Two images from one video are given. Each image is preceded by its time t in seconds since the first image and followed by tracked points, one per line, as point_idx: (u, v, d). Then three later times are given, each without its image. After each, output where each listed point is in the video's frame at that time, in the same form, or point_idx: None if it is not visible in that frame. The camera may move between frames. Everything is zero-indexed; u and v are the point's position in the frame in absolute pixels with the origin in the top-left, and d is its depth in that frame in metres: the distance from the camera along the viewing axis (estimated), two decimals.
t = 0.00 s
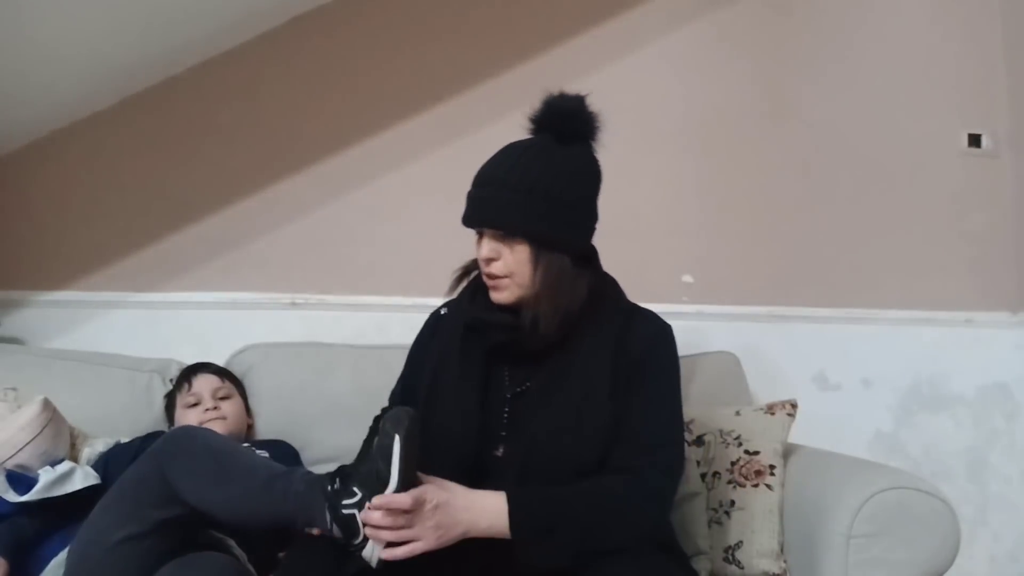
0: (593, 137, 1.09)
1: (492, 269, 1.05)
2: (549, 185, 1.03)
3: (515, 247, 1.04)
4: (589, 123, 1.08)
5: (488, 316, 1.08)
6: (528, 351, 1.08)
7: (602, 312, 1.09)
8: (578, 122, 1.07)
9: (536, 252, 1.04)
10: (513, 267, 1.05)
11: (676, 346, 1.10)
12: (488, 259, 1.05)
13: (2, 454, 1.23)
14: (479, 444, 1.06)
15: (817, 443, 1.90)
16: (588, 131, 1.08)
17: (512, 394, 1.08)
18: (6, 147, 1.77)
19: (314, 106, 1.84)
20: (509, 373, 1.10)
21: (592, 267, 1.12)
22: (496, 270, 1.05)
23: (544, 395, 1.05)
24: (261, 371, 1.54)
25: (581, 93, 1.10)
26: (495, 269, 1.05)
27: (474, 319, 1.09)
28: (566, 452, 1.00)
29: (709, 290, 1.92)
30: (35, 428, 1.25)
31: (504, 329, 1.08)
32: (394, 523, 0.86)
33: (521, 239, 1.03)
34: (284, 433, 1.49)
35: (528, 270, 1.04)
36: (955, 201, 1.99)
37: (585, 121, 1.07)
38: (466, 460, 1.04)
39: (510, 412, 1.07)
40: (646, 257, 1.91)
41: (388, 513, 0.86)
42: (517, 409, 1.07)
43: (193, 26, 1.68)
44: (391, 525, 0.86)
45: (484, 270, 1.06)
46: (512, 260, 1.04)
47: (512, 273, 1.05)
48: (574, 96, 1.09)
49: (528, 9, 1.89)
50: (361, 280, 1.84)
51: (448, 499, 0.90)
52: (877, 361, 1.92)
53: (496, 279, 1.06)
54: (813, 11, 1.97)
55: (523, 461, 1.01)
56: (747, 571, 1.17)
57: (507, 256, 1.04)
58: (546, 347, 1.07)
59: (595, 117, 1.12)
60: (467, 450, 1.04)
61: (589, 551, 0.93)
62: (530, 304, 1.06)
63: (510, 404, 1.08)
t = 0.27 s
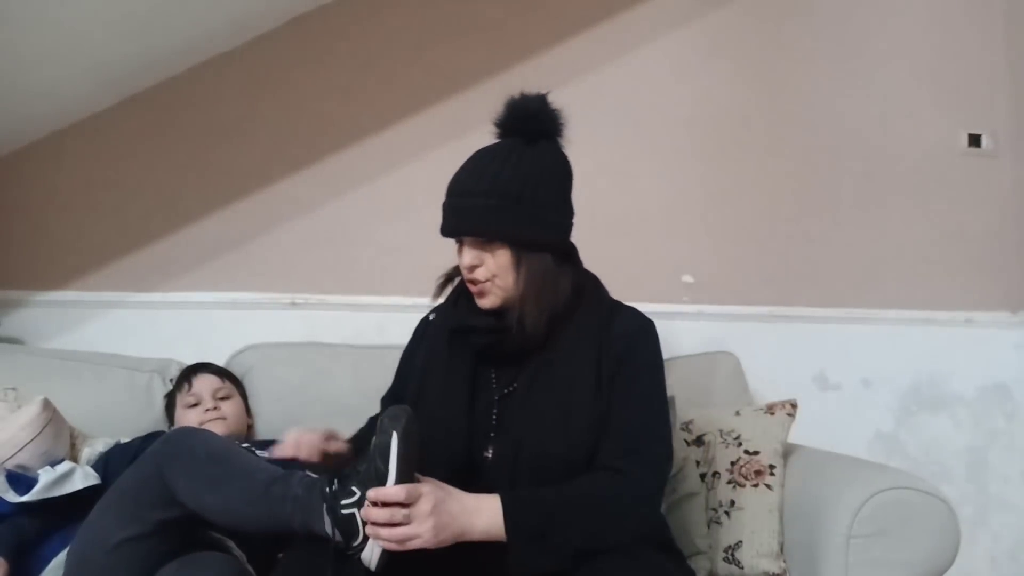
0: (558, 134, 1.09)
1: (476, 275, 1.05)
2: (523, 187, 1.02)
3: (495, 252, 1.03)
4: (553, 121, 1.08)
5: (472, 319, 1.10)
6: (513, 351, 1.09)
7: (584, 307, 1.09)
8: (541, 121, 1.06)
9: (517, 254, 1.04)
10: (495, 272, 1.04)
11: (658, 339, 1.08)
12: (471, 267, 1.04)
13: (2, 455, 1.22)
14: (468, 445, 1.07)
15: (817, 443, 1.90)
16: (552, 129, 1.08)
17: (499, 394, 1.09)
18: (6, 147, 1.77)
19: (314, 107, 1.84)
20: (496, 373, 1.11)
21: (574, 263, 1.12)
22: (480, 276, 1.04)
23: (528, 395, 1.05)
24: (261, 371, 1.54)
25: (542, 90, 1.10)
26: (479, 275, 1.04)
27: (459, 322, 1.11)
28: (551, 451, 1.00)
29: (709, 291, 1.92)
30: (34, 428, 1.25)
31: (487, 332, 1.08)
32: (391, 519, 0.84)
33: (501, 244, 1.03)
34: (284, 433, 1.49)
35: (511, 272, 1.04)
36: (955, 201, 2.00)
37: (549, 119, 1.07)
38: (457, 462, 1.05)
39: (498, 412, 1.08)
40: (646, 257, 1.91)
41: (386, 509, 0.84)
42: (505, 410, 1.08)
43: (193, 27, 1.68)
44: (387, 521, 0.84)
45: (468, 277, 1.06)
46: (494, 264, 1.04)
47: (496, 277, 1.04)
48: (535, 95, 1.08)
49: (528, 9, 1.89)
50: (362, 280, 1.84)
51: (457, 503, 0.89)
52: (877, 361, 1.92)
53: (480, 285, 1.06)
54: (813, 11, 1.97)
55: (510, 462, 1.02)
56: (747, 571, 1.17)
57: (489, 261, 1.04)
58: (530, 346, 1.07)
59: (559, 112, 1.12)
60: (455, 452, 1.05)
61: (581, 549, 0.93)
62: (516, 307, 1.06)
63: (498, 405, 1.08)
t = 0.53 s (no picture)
0: (544, 132, 1.09)
1: (470, 277, 1.05)
2: (514, 188, 1.02)
3: (489, 253, 1.03)
4: (539, 120, 1.08)
5: (464, 320, 1.10)
6: (506, 350, 1.09)
7: (578, 303, 1.09)
8: (527, 121, 1.07)
9: (510, 254, 1.04)
10: (490, 273, 1.05)
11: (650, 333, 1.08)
12: (466, 269, 1.05)
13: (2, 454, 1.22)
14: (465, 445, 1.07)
15: (817, 443, 1.90)
16: (538, 128, 1.08)
17: (494, 394, 1.09)
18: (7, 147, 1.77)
19: (314, 107, 1.84)
20: (490, 374, 1.12)
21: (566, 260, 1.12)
22: (475, 278, 1.05)
23: (522, 394, 1.05)
24: (261, 372, 1.54)
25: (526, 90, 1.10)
26: (473, 277, 1.05)
27: (451, 323, 1.11)
28: (545, 449, 1.00)
29: (708, 290, 1.92)
30: (34, 428, 1.25)
31: (480, 333, 1.09)
32: (390, 507, 0.84)
33: (495, 245, 1.03)
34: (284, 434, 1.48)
35: (505, 273, 1.04)
36: (954, 200, 2.00)
37: (534, 118, 1.07)
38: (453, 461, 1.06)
39: (494, 413, 1.08)
40: (646, 257, 1.91)
41: (386, 498, 0.85)
42: (501, 409, 1.08)
43: (193, 26, 1.68)
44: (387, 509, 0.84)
45: (462, 279, 1.06)
46: (488, 266, 1.04)
47: (491, 278, 1.04)
48: (520, 95, 1.08)
49: (528, 9, 1.90)
50: (361, 280, 1.84)
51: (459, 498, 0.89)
52: (877, 361, 1.92)
53: (475, 286, 1.06)
54: (813, 11, 1.97)
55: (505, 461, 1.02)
56: (746, 571, 1.16)
57: (483, 263, 1.04)
58: (524, 345, 1.07)
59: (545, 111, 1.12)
60: (451, 451, 1.06)
61: (579, 548, 0.92)
62: (511, 306, 1.05)
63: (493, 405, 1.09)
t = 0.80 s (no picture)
0: (538, 132, 1.09)
1: (469, 287, 1.05)
2: (512, 194, 1.02)
3: (489, 263, 1.04)
4: (533, 120, 1.08)
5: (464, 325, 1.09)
6: (507, 354, 1.08)
7: (580, 306, 1.09)
8: (522, 122, 1.06)
9: (510, 263, 1.04)
10: (490, 283, 1.05)
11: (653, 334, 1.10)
12: (466, 280, 1.05)
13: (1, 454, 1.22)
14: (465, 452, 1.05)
15: (816, 443, 1.90)
16: (532, 129, 1.08)
17: (495, 399, 1.08)
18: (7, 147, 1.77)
19: (315, 107, 1.84)
20: (490, 378, 1.11)
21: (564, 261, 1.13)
22: (474, 287, 1.05)
23: (527, 398, 1.05)
24: (261, 372, 1.54)
25: (518, 91, 1.09)
26: (473, 286, 1.05)
27: (450, 328, 1.10)
28: (553, 455, 1.00)
29: (709, 290, 1.92)
30: (33, 428, 1.25)
31: (479, 338, 1.08)
32: (413, 531, 0.84)
33: (495, 254, 1.03)
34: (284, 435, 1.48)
35: (505, 282, 1.05)
36: (954, 200, 2.00)
37: (528, 120, 1.07)
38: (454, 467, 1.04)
39: (495, 418, 1.07)
40: (646, 257, 1.91)
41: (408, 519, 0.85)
42: (501, 413, 1.08)
43: (193, 26, 1.67)
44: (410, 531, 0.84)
45: (461, 289, 1.06)
46: (488, 276, 1.04)
47: (491, 288, 1.05)
48: (512, 95, 1.08)
49: (528, 9, 1.90)
50: (361, 280, 1.84)
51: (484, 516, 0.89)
52: (877, 361, 1.92)
53: (474, 295, 1.06)
54: (813, 11, 1.97)
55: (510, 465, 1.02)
56: (746, 571, 1.17)
57: (482, 273, 1.04)
58: (525, 348, 1.07)
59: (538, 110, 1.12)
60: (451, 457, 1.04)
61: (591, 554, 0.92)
62: (513, 312, 1.06)
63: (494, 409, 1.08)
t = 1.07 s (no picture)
0: (540, 133, 1.09)
1: (473, 288, 1.04)
2: (514, 194, 1.02)
3: (491, 264, 1.03)
4: (533, 121, 1.07)
5: (466, 328, 1.10)
6: (509, 357, 1.09)
7: (581, 306, 1.08)
8: (522, 123, 1.06)
9: (513, 263, 1.04)
10: (492, 284, 1.04)
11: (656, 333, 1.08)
12: (469, 280, 1.04)
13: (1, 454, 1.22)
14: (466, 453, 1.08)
15: (817, 442, 1.89)
16: (533, 129, 1.08)
17: (496, 402, 1.10)
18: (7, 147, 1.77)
19: (315, 106, 1.84)
20: (492, 380, 1.13)
21: (567, 261, 1.12)
22: (478, 289, 1.04)
23: (525, 400, 1.06)
24: (261, 372, 1.54)
25: (520, 91, 1.09)
26: (476, 288, 1.04)
27: (452, 331, 1.11)
28: (551, 458, 1.00)
29: (709, 290, 1.92)
30: (33, 428, 1.25)
31: (479, 341, 1.09)
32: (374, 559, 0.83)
33: (498, 255, 1.02)
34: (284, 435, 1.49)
35: (509, 282, 1.04)
36: (954, 200, 2.00)
37: (529, 120, 1.07)
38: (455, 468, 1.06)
39: (496, 420, 1.09)
40: (646, 257, 1.91)
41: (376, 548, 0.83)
42: (502, 416, 1.09)
43: (193, 25, 1.67)
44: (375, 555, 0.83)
45: (464, 290, 1.05)
46: (490, 276, 1.03)
47: (494, 289, 1.04)
48: (513, 95, 1.08)
49: (528, 9, 1.89)
50: (361, 280, 1.84)
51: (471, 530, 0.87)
52: (877, 361, 1.92)
53: (478, 296, 1.05)
54: (813, 11, 1.97)
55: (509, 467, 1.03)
56: (746, 570, 1.17)
57: (485, 273, 1.03)
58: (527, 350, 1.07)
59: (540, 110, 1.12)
60: (453, 458, 1.06)
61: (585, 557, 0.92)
62: (516, 313, 1.06)
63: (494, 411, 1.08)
